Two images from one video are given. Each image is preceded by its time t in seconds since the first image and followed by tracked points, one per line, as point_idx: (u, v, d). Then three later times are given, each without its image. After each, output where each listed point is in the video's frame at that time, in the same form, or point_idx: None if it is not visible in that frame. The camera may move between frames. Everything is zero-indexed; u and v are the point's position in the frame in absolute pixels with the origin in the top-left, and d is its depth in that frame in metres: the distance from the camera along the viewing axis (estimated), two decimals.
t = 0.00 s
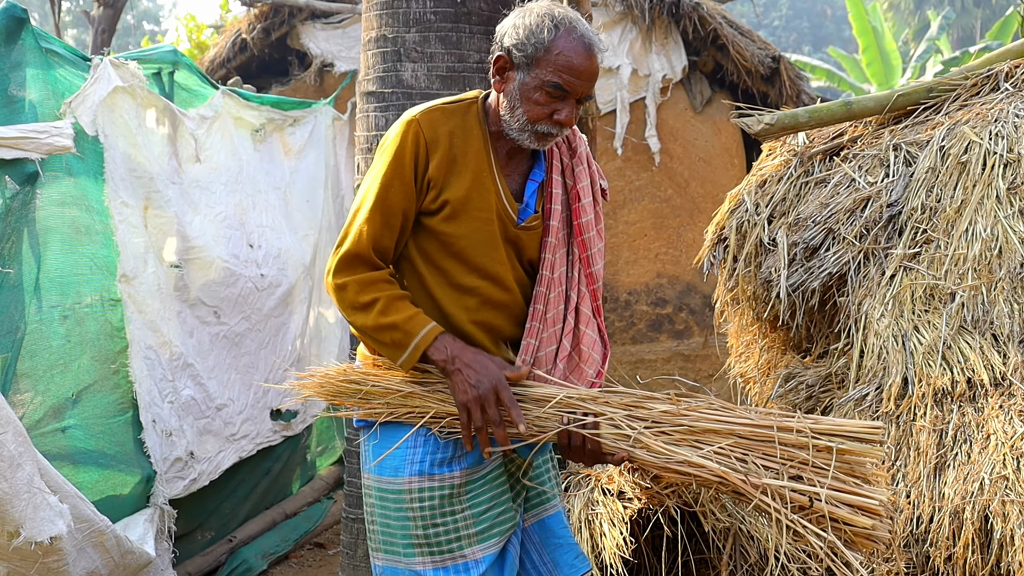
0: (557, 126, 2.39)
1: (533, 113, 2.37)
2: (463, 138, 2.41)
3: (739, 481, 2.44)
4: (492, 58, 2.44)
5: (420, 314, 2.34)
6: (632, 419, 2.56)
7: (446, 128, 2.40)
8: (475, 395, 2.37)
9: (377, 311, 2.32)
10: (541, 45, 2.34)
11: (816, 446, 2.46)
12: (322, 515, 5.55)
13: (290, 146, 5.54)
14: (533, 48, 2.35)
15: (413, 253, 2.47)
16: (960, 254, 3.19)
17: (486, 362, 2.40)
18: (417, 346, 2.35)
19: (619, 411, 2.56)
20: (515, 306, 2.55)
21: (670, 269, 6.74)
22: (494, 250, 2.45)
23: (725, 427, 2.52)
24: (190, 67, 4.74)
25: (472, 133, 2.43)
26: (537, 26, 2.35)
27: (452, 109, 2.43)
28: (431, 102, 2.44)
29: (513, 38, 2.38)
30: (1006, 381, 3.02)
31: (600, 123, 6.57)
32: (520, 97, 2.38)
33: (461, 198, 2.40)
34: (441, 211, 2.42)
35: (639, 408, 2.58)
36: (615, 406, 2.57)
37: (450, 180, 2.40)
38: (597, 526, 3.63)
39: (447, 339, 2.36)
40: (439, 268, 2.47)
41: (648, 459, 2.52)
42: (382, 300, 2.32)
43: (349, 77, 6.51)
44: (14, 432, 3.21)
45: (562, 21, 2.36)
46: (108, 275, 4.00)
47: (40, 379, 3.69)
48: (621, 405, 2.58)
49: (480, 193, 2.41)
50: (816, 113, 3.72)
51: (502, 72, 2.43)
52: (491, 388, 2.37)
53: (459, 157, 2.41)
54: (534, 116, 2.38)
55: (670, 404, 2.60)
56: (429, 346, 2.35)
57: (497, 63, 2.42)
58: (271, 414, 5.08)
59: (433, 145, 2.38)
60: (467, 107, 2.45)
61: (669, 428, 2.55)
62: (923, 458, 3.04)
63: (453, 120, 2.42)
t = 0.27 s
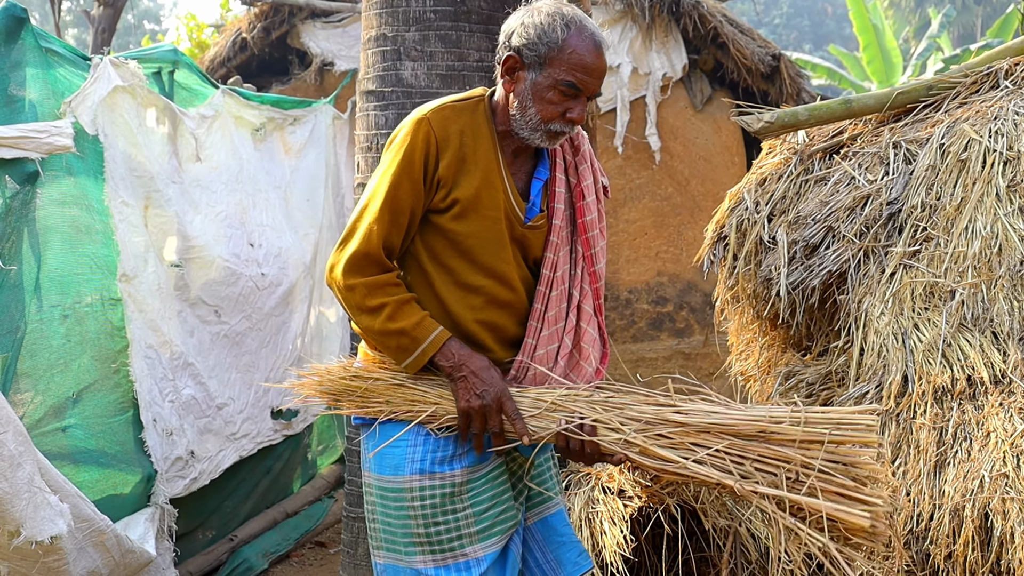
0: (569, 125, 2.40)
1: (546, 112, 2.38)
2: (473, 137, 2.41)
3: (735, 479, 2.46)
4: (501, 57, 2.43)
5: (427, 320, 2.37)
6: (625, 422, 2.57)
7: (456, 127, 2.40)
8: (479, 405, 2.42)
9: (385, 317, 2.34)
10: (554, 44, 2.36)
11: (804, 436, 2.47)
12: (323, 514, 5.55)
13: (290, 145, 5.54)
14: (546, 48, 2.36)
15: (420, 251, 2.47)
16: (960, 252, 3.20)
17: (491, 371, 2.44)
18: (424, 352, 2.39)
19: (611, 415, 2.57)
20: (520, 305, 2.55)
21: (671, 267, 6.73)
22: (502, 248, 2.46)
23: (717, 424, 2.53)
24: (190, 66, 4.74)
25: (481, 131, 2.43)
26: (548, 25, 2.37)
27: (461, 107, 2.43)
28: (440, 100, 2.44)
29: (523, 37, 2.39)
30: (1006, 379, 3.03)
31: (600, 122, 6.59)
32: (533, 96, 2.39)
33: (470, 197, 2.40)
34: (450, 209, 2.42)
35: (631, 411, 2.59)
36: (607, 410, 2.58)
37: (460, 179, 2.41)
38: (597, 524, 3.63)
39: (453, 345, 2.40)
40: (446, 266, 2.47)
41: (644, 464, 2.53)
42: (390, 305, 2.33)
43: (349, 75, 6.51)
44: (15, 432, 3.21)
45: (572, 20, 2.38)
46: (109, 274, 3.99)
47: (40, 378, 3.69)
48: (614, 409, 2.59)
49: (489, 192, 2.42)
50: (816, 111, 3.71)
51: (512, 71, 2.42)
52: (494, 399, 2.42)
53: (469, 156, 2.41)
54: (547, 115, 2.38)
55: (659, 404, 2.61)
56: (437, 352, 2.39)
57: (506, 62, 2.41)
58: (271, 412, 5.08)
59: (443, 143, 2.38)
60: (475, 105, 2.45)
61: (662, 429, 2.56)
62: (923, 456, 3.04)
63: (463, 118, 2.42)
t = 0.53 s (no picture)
0: (578, 123, 2.40)
1: (556, 110, 2.38)
2: (480, 135, 2.41)
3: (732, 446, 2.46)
4: (508, 56, 2.43)
5: (422, 329, 2.35)
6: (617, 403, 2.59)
7: (463, 125, 2.40)
8: (472, 418, 2.41)
9: (382, 322, 2.31)
10: (564, 41, 2.36)
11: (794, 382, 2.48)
12: (325, 512, 5.55)
13: (290, 144, 5.53)
14: (555, 45, 2.36)
15: (422, 248, 2.48)
16: (959, 249, 3.21)
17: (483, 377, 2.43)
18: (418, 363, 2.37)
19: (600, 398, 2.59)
20: (522, 303, 2.56)
21: (671, 265, 6.74)
22: (506, 247, 2.46)
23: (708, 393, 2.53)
24: (190, 65, 4.74)
25: (488, 130, 2.43)
26: (557, 23, 2.37)
27: (467, 105, 2.42)
28: (446, 97, 2.43)
29: (530, 35, 2.39)
30: (1007, 376, 3.01)
31: (601, 120, 6.60)
32: (542, 94, 2.39)
33: (476, 196, 2.40)
34: (455, 208, 2.42)
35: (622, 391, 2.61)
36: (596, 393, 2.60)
37: (466, 178, 2.41)
38: (596, 522, 3.63)
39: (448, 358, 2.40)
40: (449, 264, 2.47)
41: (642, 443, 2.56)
42: (388, 311, 2.31)
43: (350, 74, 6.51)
44: (15, 431, 3.21)
45: (580, 18, 2.39)
46: (109, 273, 3.99)
47: (40, 377, 3.69)
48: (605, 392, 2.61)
49: (494, 191, 2.42)
50: (816, 109, 3.73)
51: (519, 70, 2.43)
52: (486, 410, 2.40)
53: (475, 154, 2.41)
54: (557, 113, 2.38)
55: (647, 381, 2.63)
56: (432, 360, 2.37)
57: (514, 61, 2.42)
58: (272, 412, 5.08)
59: (450, 142, 2.38)
60: (481, 103, 2.45)
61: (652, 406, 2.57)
62: (922, 454, 3.04)
63: (469, 117, 2.41)
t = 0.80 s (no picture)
0: (583, 123, 2.40)
1: (562, 109, 2.38)
2: (475, 133, 2.42)
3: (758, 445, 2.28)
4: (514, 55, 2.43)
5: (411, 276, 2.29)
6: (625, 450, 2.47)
7: (458, 123, 2.41)
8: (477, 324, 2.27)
9: (367, 274, 2.27)
10: (570, 41, 2.36)
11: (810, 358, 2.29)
12: (326, 512, 5.54)
13: (291, 142, 5.52)
14: (562, 44, 2.36)
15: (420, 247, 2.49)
16: (958, 247, 3.21)
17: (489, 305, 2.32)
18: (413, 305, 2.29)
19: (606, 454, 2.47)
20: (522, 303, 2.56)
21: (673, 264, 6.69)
22: (503, 246, 2.46)
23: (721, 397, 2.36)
24: (190, 64, 4.75)
25: (484, 128, 2.44)
26: (564, 23, 2.38)
27: (464, 103, 2.44)
28: (442, 96, 2.45)
29: (536, 34, 2.39)
30: (1005, 373, 3.02)
31: (601, 118, 6.62)
32: (547, 94, 2.38)
33: (472, 193, 2.41)
34: (451, 205, 2.43)
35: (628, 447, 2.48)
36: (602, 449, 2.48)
37: (461, 176, 2.42)
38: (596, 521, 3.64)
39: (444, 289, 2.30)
40: (446, 262, 2.48)
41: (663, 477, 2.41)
42: (372, 263, 2.28)
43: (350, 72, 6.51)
44: (14, 430, 3.21)
45: (586, 18, 2.40)
46: (109, 272, 3.99)
47: (40, 376, 3.70)
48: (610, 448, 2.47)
49: (490, 190, 2.43)
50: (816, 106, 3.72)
51: (525, 69, 2.42)
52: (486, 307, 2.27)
53: (470, 152, 2.42)
54: (562, 112, 2.38)
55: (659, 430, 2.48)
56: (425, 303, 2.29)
57: (519, 60, 2.41)
58: (274, 411, 5.11)
59: (444, 138, 2.39)
60: (479, 102, 2.46)
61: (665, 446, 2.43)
62: (922, 451, 3.07)
63: (465, 115, 2.43)
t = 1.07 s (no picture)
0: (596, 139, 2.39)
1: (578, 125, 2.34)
2: (486, 135, 2.36)
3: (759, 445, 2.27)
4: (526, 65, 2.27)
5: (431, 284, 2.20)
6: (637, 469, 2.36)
7: (470, 122, 2.35)
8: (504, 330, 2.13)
9: (393, 275, 2.16)
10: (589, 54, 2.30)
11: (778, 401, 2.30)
12: (325, 511, 5.55)
13: (291, 141, 5.52)
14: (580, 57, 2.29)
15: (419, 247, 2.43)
16: (955, 245, 3.21)
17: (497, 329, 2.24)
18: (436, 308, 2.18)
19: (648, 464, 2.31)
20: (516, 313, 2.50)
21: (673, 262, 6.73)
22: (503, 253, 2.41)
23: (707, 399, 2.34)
24: (189, 63, 4.74)
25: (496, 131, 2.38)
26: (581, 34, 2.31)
27: (478, 103, 2.38)
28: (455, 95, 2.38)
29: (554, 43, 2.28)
30: (1002, 372, 3.04)
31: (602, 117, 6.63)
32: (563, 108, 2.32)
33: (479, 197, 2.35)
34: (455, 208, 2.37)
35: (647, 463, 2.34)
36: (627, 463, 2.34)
37: (468, 178, 2.35)
38: (594, 519, 3.64)
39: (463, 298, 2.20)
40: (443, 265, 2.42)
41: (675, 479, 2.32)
42: (395, 265, 2.17)
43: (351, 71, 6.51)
44: (12, 430, 3.20)
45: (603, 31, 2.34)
46: (107, 271, 3.99)
47: (38, 375, 3.69)
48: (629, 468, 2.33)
49: (495, 194, 2.37)
50: (814, 106, 3.66)
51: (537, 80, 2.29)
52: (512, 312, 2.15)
53: (479, 154, 2.35)
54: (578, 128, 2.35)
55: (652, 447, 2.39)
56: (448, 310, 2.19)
57: (531, 72, 2.27)
58: (273, 410, 5.11)
59: (457, 137, 2.33)
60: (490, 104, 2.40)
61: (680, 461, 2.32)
62: (919, 450, 3.07)
63: (478, 115, 2.36)
